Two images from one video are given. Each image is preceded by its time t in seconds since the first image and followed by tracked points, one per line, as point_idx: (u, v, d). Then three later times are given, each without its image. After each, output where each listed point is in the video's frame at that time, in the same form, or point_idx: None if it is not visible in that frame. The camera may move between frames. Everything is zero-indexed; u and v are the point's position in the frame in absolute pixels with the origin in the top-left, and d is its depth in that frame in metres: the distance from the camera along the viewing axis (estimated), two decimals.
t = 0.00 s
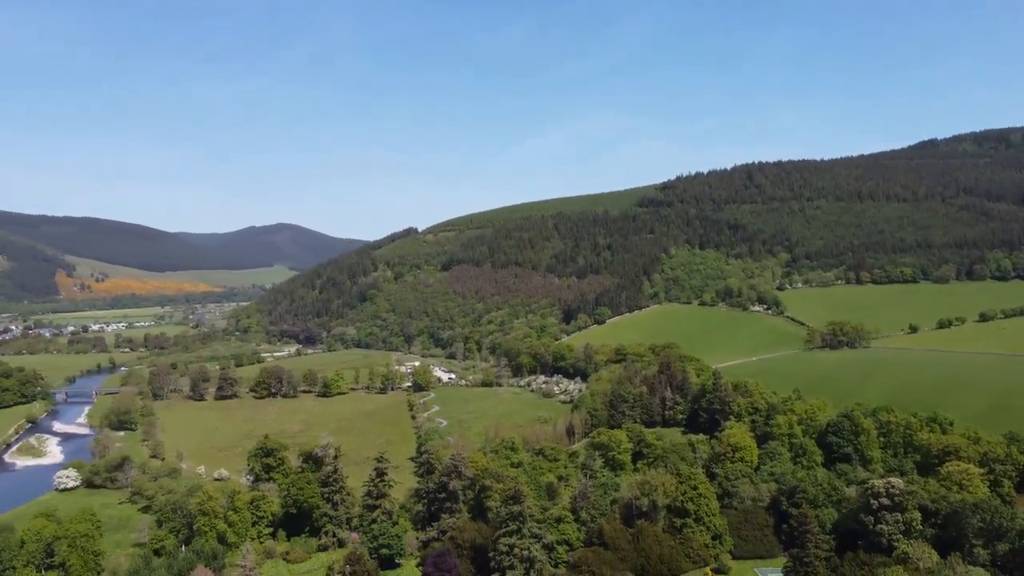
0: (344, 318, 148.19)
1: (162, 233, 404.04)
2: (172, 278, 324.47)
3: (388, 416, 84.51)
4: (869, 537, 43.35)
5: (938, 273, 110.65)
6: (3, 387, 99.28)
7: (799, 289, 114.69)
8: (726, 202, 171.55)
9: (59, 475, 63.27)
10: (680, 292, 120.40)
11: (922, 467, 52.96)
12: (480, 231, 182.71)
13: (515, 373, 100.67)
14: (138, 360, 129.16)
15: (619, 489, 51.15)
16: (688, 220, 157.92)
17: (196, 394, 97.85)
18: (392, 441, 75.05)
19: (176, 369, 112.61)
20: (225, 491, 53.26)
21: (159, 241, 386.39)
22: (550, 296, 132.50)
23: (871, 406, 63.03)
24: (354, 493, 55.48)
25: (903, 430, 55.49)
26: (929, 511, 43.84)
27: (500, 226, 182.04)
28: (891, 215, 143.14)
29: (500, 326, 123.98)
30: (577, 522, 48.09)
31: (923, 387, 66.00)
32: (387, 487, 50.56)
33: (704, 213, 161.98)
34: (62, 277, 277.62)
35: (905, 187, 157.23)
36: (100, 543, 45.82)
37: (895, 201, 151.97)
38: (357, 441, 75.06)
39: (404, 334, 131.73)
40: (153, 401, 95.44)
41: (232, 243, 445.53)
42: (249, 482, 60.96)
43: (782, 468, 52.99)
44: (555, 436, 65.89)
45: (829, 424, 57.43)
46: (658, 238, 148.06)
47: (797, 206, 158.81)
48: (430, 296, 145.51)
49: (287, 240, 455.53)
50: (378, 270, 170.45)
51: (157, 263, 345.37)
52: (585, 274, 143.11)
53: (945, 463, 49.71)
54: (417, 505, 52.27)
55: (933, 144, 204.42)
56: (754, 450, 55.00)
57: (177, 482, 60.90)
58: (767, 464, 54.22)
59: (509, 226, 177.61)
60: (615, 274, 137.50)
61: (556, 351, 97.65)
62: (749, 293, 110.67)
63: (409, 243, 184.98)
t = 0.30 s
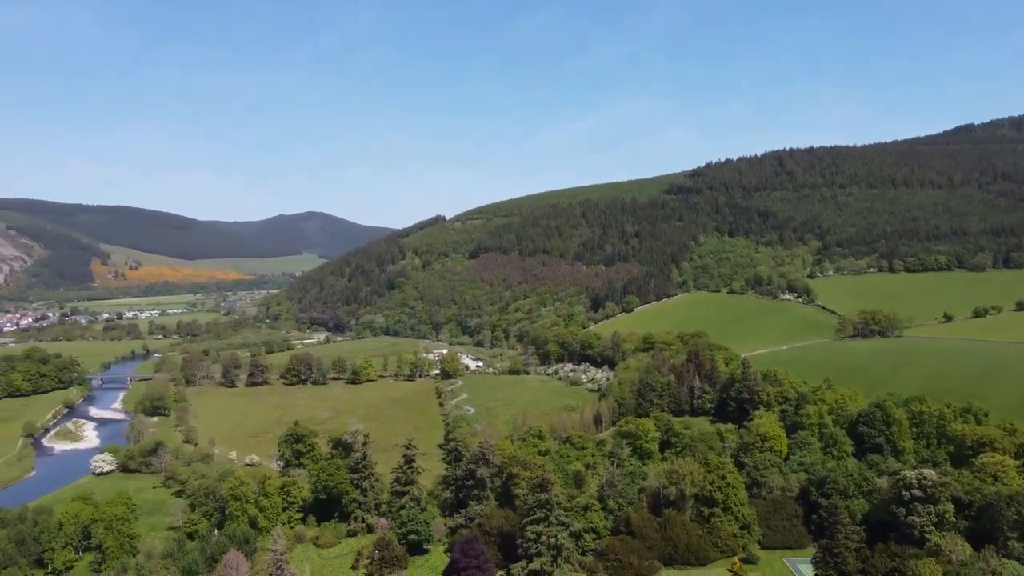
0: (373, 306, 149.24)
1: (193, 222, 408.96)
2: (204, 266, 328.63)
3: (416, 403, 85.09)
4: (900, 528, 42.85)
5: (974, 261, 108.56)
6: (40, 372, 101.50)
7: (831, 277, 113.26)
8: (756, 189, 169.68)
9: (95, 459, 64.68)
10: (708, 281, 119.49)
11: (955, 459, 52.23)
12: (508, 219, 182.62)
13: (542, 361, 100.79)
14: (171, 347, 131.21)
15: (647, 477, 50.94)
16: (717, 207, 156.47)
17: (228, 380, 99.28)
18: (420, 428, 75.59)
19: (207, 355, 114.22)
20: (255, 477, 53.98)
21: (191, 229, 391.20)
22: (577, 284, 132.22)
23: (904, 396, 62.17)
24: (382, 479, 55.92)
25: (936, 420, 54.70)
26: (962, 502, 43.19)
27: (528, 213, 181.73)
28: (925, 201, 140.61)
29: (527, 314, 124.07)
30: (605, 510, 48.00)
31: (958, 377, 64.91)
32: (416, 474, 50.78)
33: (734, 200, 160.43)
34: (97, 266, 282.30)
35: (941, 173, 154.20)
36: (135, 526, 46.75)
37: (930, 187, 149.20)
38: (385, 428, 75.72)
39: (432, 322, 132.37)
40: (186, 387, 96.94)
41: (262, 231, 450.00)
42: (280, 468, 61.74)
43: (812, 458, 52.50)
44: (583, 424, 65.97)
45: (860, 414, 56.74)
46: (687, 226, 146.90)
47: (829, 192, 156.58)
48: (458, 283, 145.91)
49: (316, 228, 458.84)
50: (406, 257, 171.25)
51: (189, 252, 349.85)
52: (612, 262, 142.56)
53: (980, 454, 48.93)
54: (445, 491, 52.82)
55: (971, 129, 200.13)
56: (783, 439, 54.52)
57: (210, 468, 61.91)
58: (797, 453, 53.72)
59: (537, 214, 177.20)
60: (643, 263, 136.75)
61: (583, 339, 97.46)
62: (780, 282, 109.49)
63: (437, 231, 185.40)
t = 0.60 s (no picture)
0: (401, 294, 150.04)
1: (224, 211, 413.38)
2: (235, 254, 332.37)
3: (444, 390, 85.55)
4: (932, 520, 42.26)
5: (1011, 249, 106.26)
6: (77, 358, 103.49)
7: (863, 265, 111.66)
8: (787, 176, 167.52)
9: (130, 444, 66.00)
10: (738, 269, 118.42)
11: (990, 450, 51.45)
12: (535, 207, 182.25)
13: (570, 349, 100.75)
14: (203, 333, 133.07)
15: (674, 466, 50.71)
16: (747, 194, 154.78)
17: (258, 366, 100.53)
18: (447, 415, 76.03)
19: (238, 342, 115.69)
20: (286, 462, 54.67)
21: (222, 218, 395.57)
22: (605, 272, 131.74)
23: (937, 386, 61.32)
24: (410, 466, 56.29)
25: (971, 411, 53.85)
26: (997, 495, 42.45)
27: (556, 201, 181.19)
28: (961, 188, 137.82)
29: (555, 302, 124.00)
30: (632, 499, 47.94)
31: (994, 367, 63.80)
32: (443, 461, 51.05)
33: (764, 187, 158.57)
34: (130, 253, 286.59)
35: (978, 159, 150.92)
36: (169, 509, 47.61)
37: (966, 173, 146.17)
38: (414, 415, 76.26)
39: (460, 310, 132.79)
40: (218, 374, 98.38)
41: (292, 219, 453.74)
42: (309, 454, 62.48)
43: (842, 448, 51.98)
44: (610, 413, 65.98)
45: (893, 404, 56.03)
46: (716, 213, 145.50)
47: (862, 179, 154.09)
48: (485, 271, 146.08)
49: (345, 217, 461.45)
50: (434, 245, 171.75)
51: (220, 240, 353.89)
52: (641, 250, 141.79)
53: (1016, 446, 48.10)
54: (472, 478, 53.14)
55: (1010, 113, 195.40)
56: (813, 429, 53.98)
57: (241, 453, 62.81)
58: (827, 443, 53.19)
59: (565, 202, 176.62)
60: (671, 251, 135.89)
61: (611, 327, 97.22)
62: (811, 270, 108.14)
63: (465, 219, 185.63)
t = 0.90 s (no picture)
0: (429, 284, 150.63)
1: (254, 202, 417.20)
2: (265, 244, 335.71)
3: (472, 381, 85.87)
4: (966, 516, 41.58)
5: None
6: (112, 347, 105.41)
7: (896, 256, 109.87)
8: (819, 165, 165.20)
9: (163, 432, 67.13)
10: (768, 260, 117.21)
11: None
12: (563, 197, 181.66)
13: (597, 340, 100.59)
14: (234, 323, 134.67)
15: (702, 458, 50.44)
16: (778, 184, 152.88)
17: (288, 356, 101.66)
18: (475, 405, 76.36)
19: (269, 332, 116.93)
20: (315, 451, 55.23)
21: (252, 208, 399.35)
22: (633, 263, 131.12)
23: (972, 380, 60.26)
24: (438, 456, 56.58)
25: (1007, 405, 52.87)
26: None
27: (584, 191, 180.46)
28: (998, 177, 134.87)
29: (582, 292, 123.71)
30: (659, 491, 47.79)
31: None
32: (471, 451, 51.26)
33: (795, 176, 156.54)
34: (163, 244, 290.54)
35: (1016, 147, 147.48)
36: (201, 497, 48.38)
37: (1004, 162, 142.93)
38: (442, 406, 76.67)
39: (487, 300, 133.07)
40: (248, 363, 99.62)
41: (321, 210, 456.87)
42: (339, 443, 63.10)
43: (874, 442, 51.30)
44: (638, 404, 65.84)
45: (926, 397, 55.16)
46: (746, 203, 144.05)
47: (896, 168, 151.47)
48: (513, 262, 146.10)
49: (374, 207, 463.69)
50: (461, 236, 172.11)
51: (251, 230, 357.40)
52: (669, 240, 140.90)
53: None
54: (499, 468, 53.32)
55: None
56: (844, 422, 53.33)
57: (272, 441, 63.64)
58: (858, 437, 52.52)
59: (593, 192, 175.76)
60: (700, 241, 134.76)
61: (639, 318, 96.89)
62: (842, 261, 106.69)
63: (493, 209, 185.72)
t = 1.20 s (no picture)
0: (456, 284, 150.99)
1: (284, 201, 421.07)
2: (295, 244, 338.70)
3: (499, 380, 85.93)
4: (1002, 522, 40.73)
5: None
6: (145, 345, 107.00)
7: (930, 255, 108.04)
8: (851, 163, 162.95)
9: (195, 429, 67.96)
10: (799, 260, 115.90)
11: None
12: (591, 196, 181.04)
13: (625, 340, 100.17)
14: (264, 322, 136.10)
15: (731, 460, 50.02)
16: (809, 183, 151.01)
17: (318, 355, 102.51)
18: (502, 405, 76.38)
19: (298, 330, 117.89)
20: (343, 449, 55.60)
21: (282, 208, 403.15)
22: (661, 263, 130.31)
23: (1008, 382, 59.10)
24: (465, 455, 56.70)
25: None
26: None
27: (612, 190, 179.72)
28: None
29: (610, 292, 123.20)
30: (687, 493, 47.46)
31: None
32: (498, 451, 51.28)
33: (827, 175, 154.57)
34: (195, 243, 294.35)
35: None
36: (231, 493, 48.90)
37: None
38: (469, 405, 76.82)
39: (515, 300, 133.08)
40: (278, 361, 100.55)
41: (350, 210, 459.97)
42: (367, 441, 63.46)
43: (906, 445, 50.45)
44: (666, 405, 65.55)
45: (961, 400, 54.17)
46: (776, 203, 142.51)
47: (930, 167, 148.97)
48: (541, 261, 145.91)
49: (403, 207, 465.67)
50: (489, 236, 172.26)
51: (281, 230, 360.84)
52: (698, 240, 139.87)
53: None
54: (527, 468, 53.30)
55: None
56: (876, 425, 52.56)
57: (301, 439, 64.20)
58: (890, 440, 51.69)
59: (621, 192, 174.96)
60: (730, 241, 133.61)
61: (667, 319, 96.31)
62: (875, 260, 105.20)
63: (520, 208, 185.56)
